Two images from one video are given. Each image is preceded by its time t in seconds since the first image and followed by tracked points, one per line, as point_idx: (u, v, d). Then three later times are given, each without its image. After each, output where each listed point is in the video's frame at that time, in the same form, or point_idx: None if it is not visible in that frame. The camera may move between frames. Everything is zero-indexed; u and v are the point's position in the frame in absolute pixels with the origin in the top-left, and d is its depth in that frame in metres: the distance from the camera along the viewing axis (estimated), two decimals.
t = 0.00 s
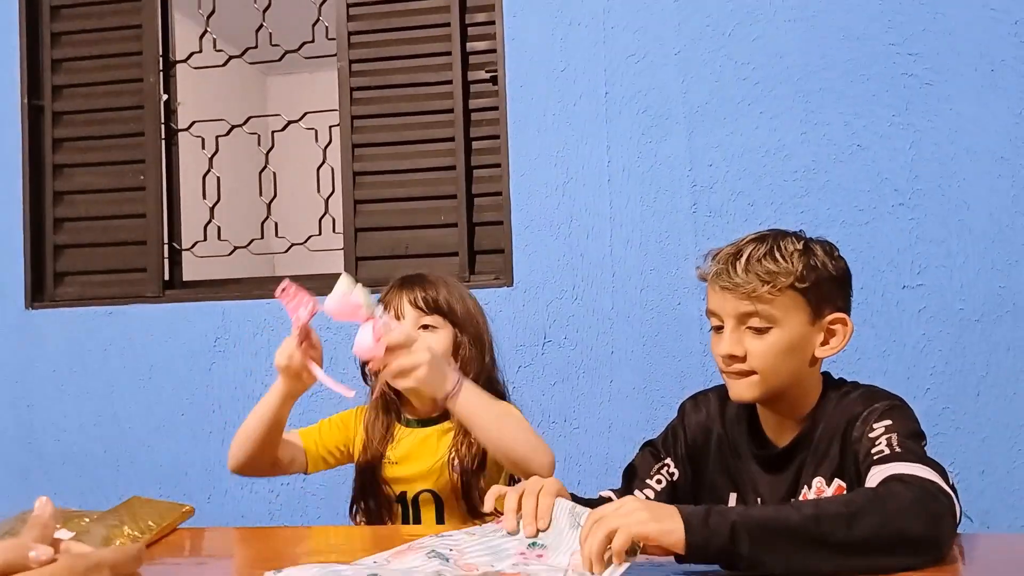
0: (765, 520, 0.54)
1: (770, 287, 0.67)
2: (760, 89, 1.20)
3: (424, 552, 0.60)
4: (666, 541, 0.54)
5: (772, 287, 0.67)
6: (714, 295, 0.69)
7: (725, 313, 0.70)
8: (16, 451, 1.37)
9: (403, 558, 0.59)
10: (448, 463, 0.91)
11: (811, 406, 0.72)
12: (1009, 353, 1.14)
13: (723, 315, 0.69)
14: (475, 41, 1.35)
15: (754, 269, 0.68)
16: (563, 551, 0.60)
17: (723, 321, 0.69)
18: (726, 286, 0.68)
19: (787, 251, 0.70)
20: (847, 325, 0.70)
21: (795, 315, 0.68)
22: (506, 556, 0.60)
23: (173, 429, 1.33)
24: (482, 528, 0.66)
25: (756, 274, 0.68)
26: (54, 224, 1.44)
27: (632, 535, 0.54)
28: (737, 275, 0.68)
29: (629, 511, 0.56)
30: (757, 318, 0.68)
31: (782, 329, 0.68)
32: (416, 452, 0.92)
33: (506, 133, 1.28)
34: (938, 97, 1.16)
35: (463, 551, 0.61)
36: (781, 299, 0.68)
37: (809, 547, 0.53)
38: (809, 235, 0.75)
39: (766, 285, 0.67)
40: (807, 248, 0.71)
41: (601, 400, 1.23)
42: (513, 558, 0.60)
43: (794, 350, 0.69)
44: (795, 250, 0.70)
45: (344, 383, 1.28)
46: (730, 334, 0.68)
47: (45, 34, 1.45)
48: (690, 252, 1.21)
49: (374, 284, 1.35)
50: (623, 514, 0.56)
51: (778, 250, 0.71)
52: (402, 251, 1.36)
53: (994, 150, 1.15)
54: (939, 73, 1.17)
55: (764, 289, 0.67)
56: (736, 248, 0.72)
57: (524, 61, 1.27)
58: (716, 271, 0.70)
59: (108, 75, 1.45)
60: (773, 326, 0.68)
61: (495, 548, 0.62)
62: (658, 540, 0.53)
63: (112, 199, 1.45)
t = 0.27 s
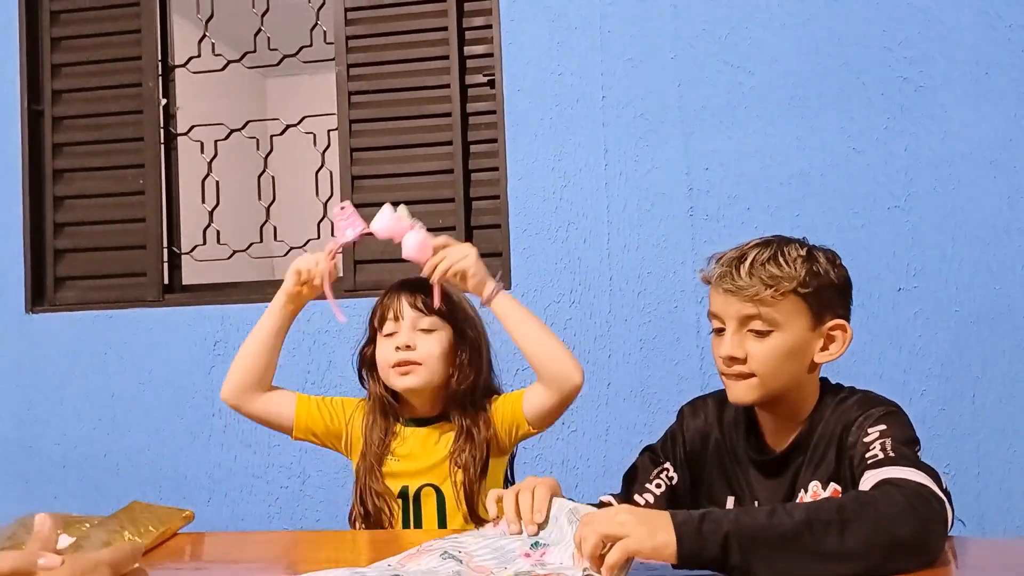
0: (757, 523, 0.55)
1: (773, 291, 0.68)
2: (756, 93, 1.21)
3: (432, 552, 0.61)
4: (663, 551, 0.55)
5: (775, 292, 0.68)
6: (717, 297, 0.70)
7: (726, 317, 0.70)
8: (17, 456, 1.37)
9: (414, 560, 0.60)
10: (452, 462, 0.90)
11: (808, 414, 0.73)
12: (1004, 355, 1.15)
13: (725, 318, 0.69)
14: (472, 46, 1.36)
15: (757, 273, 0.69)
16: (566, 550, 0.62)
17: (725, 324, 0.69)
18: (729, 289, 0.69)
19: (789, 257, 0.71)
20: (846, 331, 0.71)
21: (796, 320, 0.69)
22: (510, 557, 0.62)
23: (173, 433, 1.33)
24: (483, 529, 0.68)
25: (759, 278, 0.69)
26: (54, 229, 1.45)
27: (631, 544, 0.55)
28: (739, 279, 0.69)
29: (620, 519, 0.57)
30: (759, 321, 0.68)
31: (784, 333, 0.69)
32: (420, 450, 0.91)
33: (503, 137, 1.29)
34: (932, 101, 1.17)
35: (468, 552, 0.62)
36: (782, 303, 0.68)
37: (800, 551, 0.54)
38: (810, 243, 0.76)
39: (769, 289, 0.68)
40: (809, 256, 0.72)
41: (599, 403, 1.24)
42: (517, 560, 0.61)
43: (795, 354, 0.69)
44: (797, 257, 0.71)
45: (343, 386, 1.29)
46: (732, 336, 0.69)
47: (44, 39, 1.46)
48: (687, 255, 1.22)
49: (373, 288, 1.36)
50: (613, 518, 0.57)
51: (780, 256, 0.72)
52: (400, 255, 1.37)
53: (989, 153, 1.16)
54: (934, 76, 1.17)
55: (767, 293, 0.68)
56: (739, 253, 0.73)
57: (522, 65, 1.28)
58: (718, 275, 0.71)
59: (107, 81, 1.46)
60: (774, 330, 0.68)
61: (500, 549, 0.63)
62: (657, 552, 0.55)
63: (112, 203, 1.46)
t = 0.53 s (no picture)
0: (748, 523, 0.57)
1: (765, 299, 0.69)
2: (749, 98, 1.22)
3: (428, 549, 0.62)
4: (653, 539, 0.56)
5: (767, 300, 0.69)
6: (710, 305, 0.71)
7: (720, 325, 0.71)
8: (17, 465, 1.38)
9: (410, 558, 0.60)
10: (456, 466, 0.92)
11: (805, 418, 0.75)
12: (997, 355, 1.17)
13: (718, 326, 0.70)
14: (466, 53, 1.37)
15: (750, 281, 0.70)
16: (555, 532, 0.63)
17: (719, 331, 0.70)
18: (722, 297, 0.70)
19: (782, 266, 0.72)
20: (839, 338, 0.72)
21: (789, 327, 0.70)
22: (503, 549, 0.63)
23: (173, 440, 1.34)
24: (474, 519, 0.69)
25: (752, 286, 0.70)
26: (52, 238, 1.46)
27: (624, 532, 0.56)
28: (732, 288, 0.70)
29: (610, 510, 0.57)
30: (753, 330, 0.69)
31: (777, 340, 0.70)
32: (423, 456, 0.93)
33: (499, 144, 1.30)
34: (923, 104, 1.19)
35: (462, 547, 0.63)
36: (775, 311, 0.70)
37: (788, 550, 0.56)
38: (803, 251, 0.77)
39: (761, 297, 0.69)
40: (801, 263, 0.73)
41: (596, 406, 1.25)
42: (509, 551, 0.63)
43: (788, 361, 0.70)
44: (789, 265, 0.73)
45: (342, 392, 1.30)
46: (726, 344, 0.70)
47: (40, 49, 1.47)
48: (683, 259, 1.23)
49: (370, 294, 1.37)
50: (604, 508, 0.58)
51: (772, 264, 0.73)
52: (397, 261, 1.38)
53: (979, 156, 1.17)
54: (924, 80, 1.19)
55: (759, 301, 0.69)
56: (732, 262, 0.74)
57: (516, 72, 1.29)
58: (712, 284, 0.72)
59: (104, 90, 1.46)
60: (768, 338, 0.69)
61: (492, 541, 0.64)
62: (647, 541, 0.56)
63: (110, 212, 1.46)
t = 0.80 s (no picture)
0: (749, 510, 0.57)
1: (762, 297, 0.70)
2: (746, 96, 1.23)
3: (463, 522, 0.70)
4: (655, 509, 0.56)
5: (765, 298, 0.69)
6: (709, 304, 0.71)
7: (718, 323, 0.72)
8: (17, 466, 1.38)
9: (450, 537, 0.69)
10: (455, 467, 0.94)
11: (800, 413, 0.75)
12: (995, 352, 1.17)
13: (717, 324, 0.70)
14: (464, 52, 1.38)
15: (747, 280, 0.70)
16: (566, 472, 0.66)
17: (717, 330, 0.71)
18: (721, 295, 0.70)
19: (779, 264, 0.72)
20: (836, 335, 0.72)
21: (786, 326, 0.70)
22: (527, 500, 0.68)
23: (173, 440, 1.34)
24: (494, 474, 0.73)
25: (749, 285, 0.70)
26: (51, 239, 1.46)
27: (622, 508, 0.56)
28: (730, 286, 0.70)
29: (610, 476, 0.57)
30: (751, 328, 0.70)
31: (774, 339, 0.70)
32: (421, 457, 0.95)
33: (497, 143, 1.30)
34: (920, 102, 1.19)
35: (490, 513, 0.69)
36: (772, 309, 0.70)
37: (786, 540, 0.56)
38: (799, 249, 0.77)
39: (759, 296, 0.70)
40: (798, 261, 0.73)
41: (596, 405, 1.25)
42: (531, 502, 0.68)
43: (785, 359, 0.71)
44: (786, 263, 0.73)
45: (342, 392, 1.30)
46: (724, 343, 0.70)
47: (39, 50, 1.47)
48: (681, 258, 1.23)
49: (369, 293, 1.37)
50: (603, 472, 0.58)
51: (769, 262, 0.73)
52: (396, 261, 1.38)
53: (976, 153, 1.18)
54: (921, 78, 1.19)
55: (757, 299, 0.69)
56: (730, 261, 0.74)
57: (514, 71, 1.29)
58: (710, 282, 0.72)
59: (103, 91, 1.46)
60: (765, 336, 0.70)
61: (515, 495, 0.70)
62: (648, 512, 0.56)
63: (109, 213, 1.47)
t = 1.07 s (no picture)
0: (749, 497, 0.56)
1: (760, 288, 0.70)
2: (739, 92, 1.23)
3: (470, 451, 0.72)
4: (653, 492, 0.56)
5: (761, 289, 0.70)
6: (705, 295, 0.70)
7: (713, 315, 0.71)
8: (11, 470, 1.37)
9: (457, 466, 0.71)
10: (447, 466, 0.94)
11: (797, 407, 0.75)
12: (988, 345, 1.17)
13: (713, 316, 0.70)
14: (456, 50, 1.37)
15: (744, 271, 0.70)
16: (577, 415, 0.69)
17: (713, 322, 0.70)
18: (718, 287, 0.70)
19: (775, 256, 0.72)
20: (832, 327, 0.73)
21: (782, 317, 0.70)
22: (534, 425, 0.71)
23: (167, 442, 1.34)
24: (499, 389, 0.76)
25: (746, 276, 0.70)
26: (43, 241, 1.45)
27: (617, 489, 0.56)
28: (727, 277, 0.70)
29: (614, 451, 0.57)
30: (748, 319, 0.69)
31: (771, 330, 0.70)
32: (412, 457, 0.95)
33: (489, 141, 1.30)
34: (911, 96, 1.19)
35: (497, 436, 0.72)
36: (769, 300, 0.70)
37: (784, 527, 0.56)
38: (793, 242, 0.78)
39: (756, 287, 0.70)
40: (793, 253, 0.74)
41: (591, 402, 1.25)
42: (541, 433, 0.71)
43: (781, 350, 0.71)
44: (782, 254, 0.73)
45: (336, 392, 1.30)
46: (720, 335, 0.70)
47: (28, 52, 1.46)
48: (675, 254, 1.23)
49: (363, 293, 1.37)
50: (606, 448, 0.58)
51: (765, 254, 0.73)
52: (390, 260, 1.38)
53: (968, 146, 1.18)
54: (912, 72, 1.19)
55: (754, 290, 0.69)
56: (725, 253, 0.74)
57: (506, 69, 1.29)
58: (706, 274, 0.72)
59: (93, 92, 1.46)
60: (761, 327, 0.70)
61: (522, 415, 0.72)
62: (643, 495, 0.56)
63: (101, 215, 1.46)
